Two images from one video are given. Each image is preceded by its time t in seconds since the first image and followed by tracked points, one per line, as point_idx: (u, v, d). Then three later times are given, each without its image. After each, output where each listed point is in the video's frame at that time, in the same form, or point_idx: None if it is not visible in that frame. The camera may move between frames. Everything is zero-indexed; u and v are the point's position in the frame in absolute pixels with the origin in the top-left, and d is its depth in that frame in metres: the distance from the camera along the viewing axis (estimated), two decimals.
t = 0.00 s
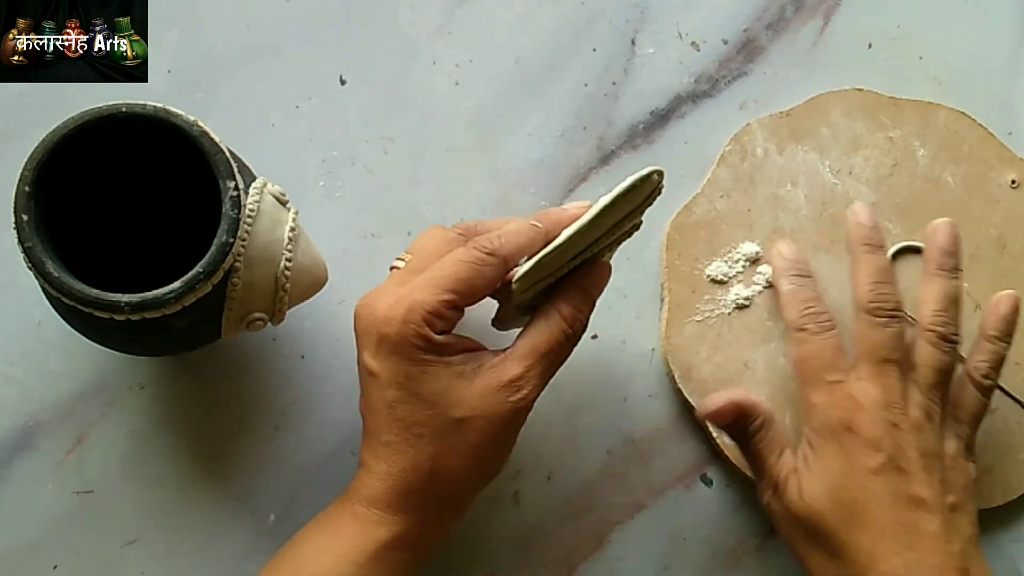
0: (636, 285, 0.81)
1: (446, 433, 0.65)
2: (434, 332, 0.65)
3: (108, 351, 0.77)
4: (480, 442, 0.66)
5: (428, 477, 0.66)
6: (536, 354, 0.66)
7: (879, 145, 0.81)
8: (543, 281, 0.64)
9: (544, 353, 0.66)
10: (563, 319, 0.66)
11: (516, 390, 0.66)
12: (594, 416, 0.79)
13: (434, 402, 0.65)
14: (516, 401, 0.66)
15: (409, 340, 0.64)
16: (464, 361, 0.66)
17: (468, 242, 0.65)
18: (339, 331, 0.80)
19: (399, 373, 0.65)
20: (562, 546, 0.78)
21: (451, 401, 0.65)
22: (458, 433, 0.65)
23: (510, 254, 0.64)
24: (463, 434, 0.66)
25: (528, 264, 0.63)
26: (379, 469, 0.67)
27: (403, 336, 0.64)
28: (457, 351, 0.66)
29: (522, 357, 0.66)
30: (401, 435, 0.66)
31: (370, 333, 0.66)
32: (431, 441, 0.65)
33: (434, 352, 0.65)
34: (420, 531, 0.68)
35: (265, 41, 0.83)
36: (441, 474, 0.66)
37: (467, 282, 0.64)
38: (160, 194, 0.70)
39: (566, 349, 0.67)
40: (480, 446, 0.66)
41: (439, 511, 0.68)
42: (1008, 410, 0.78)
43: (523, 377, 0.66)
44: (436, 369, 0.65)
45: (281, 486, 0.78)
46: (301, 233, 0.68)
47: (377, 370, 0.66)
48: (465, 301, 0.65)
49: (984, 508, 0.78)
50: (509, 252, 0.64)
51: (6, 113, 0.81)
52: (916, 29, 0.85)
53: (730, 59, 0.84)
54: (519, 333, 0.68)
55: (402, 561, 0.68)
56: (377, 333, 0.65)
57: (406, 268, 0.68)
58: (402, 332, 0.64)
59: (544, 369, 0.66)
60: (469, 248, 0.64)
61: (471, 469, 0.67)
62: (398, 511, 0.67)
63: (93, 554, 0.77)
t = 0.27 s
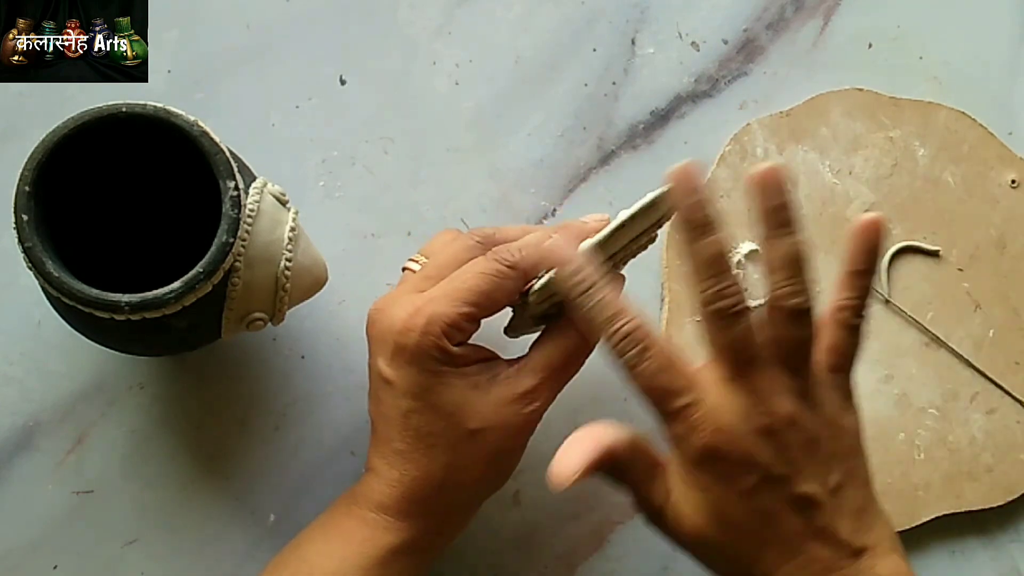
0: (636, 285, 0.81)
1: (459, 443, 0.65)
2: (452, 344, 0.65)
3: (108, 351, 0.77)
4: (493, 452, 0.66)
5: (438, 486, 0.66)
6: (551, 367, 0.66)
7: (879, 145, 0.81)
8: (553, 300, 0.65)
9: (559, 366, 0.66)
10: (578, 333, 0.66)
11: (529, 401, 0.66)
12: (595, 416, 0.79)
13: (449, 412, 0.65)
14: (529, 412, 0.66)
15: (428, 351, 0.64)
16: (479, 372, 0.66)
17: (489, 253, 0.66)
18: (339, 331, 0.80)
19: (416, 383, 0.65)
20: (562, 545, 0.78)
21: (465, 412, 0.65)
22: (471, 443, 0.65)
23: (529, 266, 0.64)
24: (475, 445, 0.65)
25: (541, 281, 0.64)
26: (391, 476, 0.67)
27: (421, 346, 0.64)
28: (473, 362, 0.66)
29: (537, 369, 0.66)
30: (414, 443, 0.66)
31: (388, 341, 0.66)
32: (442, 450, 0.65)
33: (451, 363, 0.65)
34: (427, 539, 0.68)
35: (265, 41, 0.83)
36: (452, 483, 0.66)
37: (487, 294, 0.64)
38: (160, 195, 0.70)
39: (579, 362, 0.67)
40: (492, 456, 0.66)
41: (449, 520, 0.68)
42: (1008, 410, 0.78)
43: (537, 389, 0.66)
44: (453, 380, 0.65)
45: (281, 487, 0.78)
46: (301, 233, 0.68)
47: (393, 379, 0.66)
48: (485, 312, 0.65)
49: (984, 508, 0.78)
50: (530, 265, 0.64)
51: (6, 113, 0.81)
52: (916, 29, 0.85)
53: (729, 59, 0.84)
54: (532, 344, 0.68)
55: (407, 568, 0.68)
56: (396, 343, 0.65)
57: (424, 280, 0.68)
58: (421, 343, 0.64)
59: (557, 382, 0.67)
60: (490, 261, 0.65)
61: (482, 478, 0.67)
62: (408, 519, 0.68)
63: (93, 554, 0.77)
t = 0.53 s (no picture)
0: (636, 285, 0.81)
1: (458, 447, 0.65)
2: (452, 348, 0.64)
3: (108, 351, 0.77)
4: (492, 456, 0.66)
5: (437, 490, 0.66)
6: (550, 371, 0.66)
7: (880, 145, 0.81)
8: (554, 298, 0.64)
9: (558, 370, 0.66)
10: (576, 336, 0.65)
11: (528, 405, 0.66)
12: (594, 416, 0.79)
13: (448, 417, 0.65)
14: (528, 417, 0.66)
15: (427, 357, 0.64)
16: (478, 376, 0.66)
17: (488, 258, 0.65)
18: (339, 331, 0.80)
19: (414, 389, 0.65)
20: (562, 545, 0.78)
21: (463, 416, 0.65)
22: (471, 448, 0.65)
23: (531, 271, 0.64)
24: (474, 448, 0.66)
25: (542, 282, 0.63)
26: (390, 480, 0.67)
27: (420, 352, 0.64)
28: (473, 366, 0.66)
29: (535, 373, 0.66)
30: (414, 446, 0.66)
31: (388, 345, 0.66)
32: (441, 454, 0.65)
33: (450, 368, 0.65)
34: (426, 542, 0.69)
35: (265, 41, 0.83)
36: (452, 487, 0.66)
37: (486, 299, 0.64)
38: (160, 195, 0.70)
39: (578, 365, 0.67)
40: (491, 460, 0.66)
41: (448, 523, 0.68)
42: (1008, 410, 0.78)
43: (535, 394, 0.66)
44: (451, 385, 0.65)
45: (281, 487, 0.78)
46: (301, 233, 0.68)
47: (392, 384, 0.66)
48: (485, 317, 0.65)
49: (984, 508, 0.78)
50: (530, 269, 0.64)
51: (6, 113, 0.81)
52: (916, 29, 0.85)
53: (730, 59, 0.84)
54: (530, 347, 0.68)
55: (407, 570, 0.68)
56: (395, 349, 0.65)
57: (425, 283, 0.68)
58: (420, 348, 0.64)
59: (556, 386, 0.66)
60: (488, 265, 0.64)
61: (481, 482, 0.67)
62: (407, 523, 0.67)
63: (93, 554, 0.77)
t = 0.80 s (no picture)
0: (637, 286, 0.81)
1: (465, 451, 0.65)
2: (461, 350, 0.63)
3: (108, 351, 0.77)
4: (497, 459, 0.67)
5: (441, 492, 0.66)
6: (557, 373, 0.67)
7: (879, 145, 0.81)
8: (557, 302, 0.67)
9: (566, 370, 0.67)
10: (579, 340, 0.66)
11: (534, 410, 0.66)
12: (595, 417, 0.79)
13: (454, 421, 0.65)
14: (535, 420, 0.66)
15: (436, 359, 0.63)
16: (485, 379, 0.65)
17: (495, 257, 0.64)
18: (339, 331, 0.80)
19: (421, 392, 0.64)
20: (562, 545, 0.78)
21: (470, 420, 0.65)
22: (477, 451, 0.66)
23: (538, 269, 0.63)
24: (480, 452, 0.66)
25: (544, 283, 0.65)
26: (395, 482, 0.67)
27: (428, 355, 0.63)
28: (481, 368, 0.65)
29: (540, 377, 0.66)
30: (420, 450, 0.66)
31: (395, 348, 0.65)
32: (447, 458, 0.66)
33: (459, 371, 0.64)
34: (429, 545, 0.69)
35: (265, 41, 0.83)
36: (456, 489, 0.67)
37: (493, 298, 0.63)
38: (160, 195, 0.70)
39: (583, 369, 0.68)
40: (497, 462, 0.67)
41: (453, 525, 0.69)
42: (1008, 410, 0.78)
43: (541, 396, 0.66)
44: (460, 388, 0.65)
45: (281, 486, 0.78)
46: (301, 233, 0.68)
47: (400, 386, 0.65)
48: (492, 317, 0.64)
49: (984, 508, 0.77)
50: (537, 269, 0.63)
51: (6, 113, 0.81)
52: (916, 29, 0.85)
53: (730, 59, 0.84)
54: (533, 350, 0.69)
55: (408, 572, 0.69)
56: (402, 352, 0.64)
57: (434, 285, 0.67)
58: (429, 350, 0.63)
59: (562, 388, 0.67)
60: (495, 264, 0.63)
61: (487, 484, 0.67)
62: (410, 525, 0.68)
63: (93, 553, 0.77)
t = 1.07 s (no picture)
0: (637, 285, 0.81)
1: (479, 463, 0.66)
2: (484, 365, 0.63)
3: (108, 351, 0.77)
4: (509, 472, 0.67)
5: (450, 501, 0.67)
6: (572, 390, 0.67)
7: (879, 145, 0.81)
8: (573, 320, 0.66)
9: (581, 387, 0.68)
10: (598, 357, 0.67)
11: (550, 425, 0.67)
12: (595, 417, 0.79)
13: (470, 434, 0.65)
14: (548, 435, 0.67)
15: (458, 372, 0.63)
16: (503, 394, 0.66)
17: (523, 273, 0.63)
18: (339, 331, 0.80)
19: (442, 405, 0.64)
20: (562, 545, 0.78)
21: (486, 433, 0.65)
22: (491, 464, 0.66)
23: (566, 290, 0.63)
24: (495, 465, 0.66)
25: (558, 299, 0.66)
26: (405, 490, 0.67)
27: (451, 368, 0.63)
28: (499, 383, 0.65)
29: (556, 393, 0.67)
30: (432, 459, 0.66)
31: (417, 358, 0.64)
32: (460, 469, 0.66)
33: (478, 385, 0.64)
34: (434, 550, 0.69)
35: (265, 41, 0.83)
36: (467, 499, 0.67)
37: (520, 317, 0.63)
38: (161, 195, 0.70)
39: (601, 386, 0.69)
40: (509, 475, 0.67)
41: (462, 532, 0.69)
42: (1008, 410, 0.78)
43: (557, 413, 0.67)
44: (478, 402, 0.64)
45: (281, 487, 0.78)
46: (301, 233, 0.68)
47: (419, 398, 0.64)
48: (517, 335, 0.63)
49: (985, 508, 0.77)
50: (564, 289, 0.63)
51: (6, 112, 0.81)
52: (916, 29, 0.85)
53: (730, 59, 0.84)
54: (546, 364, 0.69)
55: None
56: (425, 365, 0.63)
57: (455, 297, 0.67)
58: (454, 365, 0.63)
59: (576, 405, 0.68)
60: (523, 282, 0.63)
61: (498, 496, 0.68)
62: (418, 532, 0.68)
63: (93, 554, 0.77)
